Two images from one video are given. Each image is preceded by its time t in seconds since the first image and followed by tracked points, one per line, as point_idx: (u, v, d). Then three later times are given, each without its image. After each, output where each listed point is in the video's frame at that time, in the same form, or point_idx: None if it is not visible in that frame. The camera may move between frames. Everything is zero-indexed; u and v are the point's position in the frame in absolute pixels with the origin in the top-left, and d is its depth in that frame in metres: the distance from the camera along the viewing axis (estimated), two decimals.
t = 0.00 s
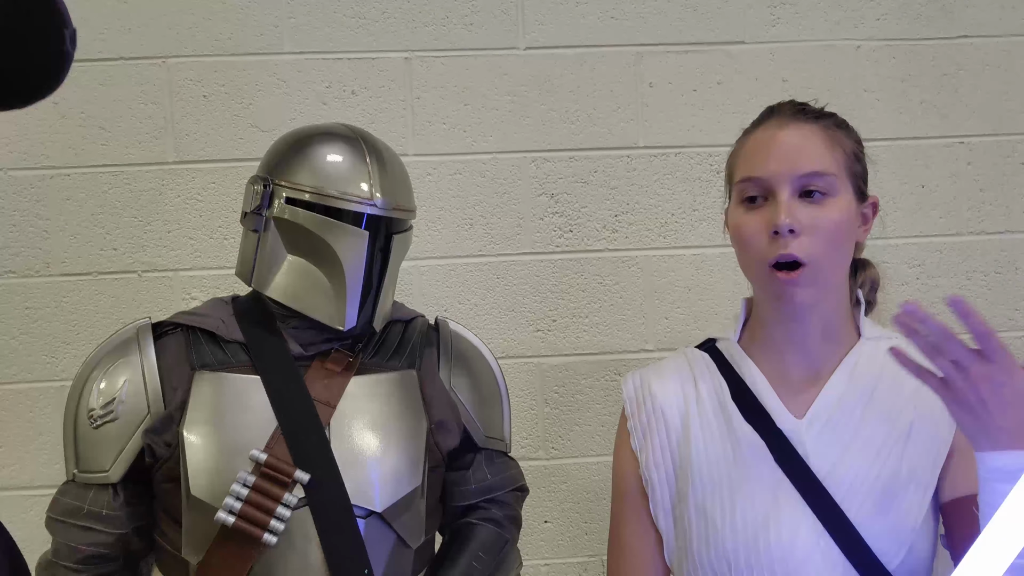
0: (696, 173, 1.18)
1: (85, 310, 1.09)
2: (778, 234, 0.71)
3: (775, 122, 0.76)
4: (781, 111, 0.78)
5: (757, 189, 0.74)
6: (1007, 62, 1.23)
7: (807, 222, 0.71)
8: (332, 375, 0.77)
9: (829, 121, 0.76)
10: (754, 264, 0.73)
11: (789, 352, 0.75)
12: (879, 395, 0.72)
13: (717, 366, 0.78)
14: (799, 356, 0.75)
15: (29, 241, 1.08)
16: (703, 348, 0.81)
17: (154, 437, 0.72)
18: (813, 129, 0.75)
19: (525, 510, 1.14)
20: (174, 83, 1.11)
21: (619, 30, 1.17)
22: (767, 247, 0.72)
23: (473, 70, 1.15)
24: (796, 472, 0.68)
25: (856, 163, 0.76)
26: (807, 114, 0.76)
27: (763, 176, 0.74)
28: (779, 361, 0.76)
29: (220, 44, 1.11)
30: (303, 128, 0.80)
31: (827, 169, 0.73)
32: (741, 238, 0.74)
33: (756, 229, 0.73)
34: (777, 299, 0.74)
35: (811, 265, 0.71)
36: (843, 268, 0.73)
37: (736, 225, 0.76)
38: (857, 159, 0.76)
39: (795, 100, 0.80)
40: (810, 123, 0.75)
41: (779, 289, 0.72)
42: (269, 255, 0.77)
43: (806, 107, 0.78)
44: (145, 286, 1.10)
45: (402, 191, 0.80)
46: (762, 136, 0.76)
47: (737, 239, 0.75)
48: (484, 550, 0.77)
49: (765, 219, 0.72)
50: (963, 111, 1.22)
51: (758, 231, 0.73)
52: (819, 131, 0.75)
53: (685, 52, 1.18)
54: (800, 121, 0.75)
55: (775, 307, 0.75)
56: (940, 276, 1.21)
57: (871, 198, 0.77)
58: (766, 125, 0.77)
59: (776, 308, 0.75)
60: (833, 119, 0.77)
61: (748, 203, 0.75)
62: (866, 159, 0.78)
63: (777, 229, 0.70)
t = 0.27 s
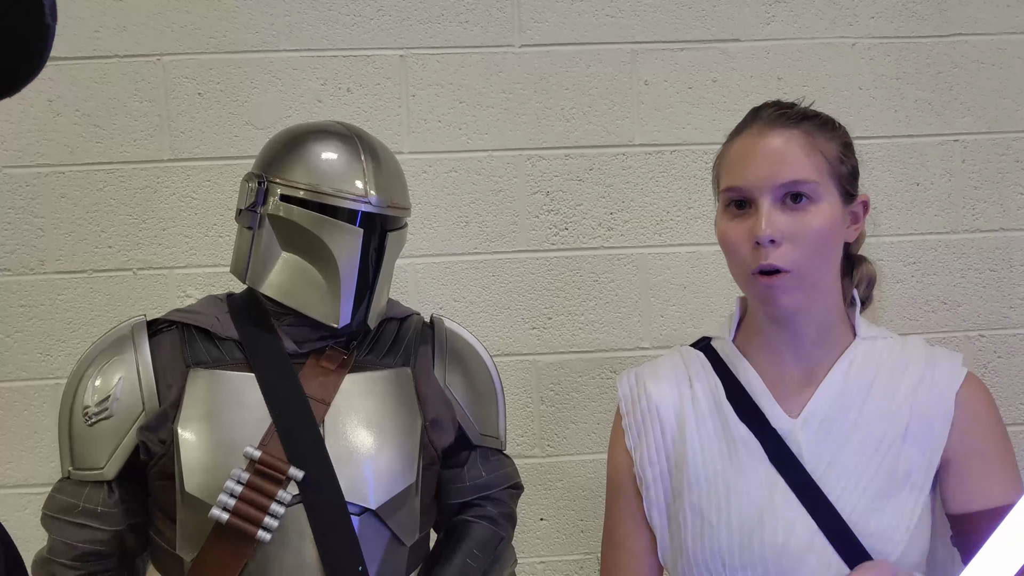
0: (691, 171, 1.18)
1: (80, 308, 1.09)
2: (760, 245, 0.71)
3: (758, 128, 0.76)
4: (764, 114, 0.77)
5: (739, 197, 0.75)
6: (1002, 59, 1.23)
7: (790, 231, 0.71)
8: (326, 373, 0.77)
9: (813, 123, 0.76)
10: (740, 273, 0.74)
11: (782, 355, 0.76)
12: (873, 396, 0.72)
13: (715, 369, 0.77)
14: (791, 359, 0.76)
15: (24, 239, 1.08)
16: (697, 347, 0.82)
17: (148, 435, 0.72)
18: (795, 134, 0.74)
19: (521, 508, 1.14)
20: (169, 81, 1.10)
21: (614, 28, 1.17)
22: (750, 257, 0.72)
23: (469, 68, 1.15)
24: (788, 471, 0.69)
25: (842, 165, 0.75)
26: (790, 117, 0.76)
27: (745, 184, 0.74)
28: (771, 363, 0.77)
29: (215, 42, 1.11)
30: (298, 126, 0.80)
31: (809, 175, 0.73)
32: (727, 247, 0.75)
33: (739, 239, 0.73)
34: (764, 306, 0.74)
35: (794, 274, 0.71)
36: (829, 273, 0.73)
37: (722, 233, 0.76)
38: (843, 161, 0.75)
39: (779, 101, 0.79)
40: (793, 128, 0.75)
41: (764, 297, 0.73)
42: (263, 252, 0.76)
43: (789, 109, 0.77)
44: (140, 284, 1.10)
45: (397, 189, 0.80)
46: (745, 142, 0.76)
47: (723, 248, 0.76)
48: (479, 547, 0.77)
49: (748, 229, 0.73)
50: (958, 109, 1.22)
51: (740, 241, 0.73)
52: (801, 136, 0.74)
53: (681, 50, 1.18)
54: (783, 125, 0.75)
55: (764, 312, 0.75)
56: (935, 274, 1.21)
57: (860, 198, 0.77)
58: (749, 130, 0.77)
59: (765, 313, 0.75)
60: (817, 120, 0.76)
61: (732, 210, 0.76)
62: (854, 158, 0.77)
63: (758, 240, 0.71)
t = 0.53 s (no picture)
0: (690, 172, 1.18)
1: (79, 309, 1.09)
2: (762, 233, 0.71)
3: (756, 125, 0.77)
4: (761, 114, 0.78)
5: (739, 191, 0.75)
6: (1002, 61, 1.23)
7: (791, 221, 0.71)
8: (325, 375, 0.77)
9: (810, 120, 0.76)
10: (741, 267, 0.74)
11: (782, 354, 0.76)
12: (873, 398, 0.72)
13: (711, 367, 0.78)
14: (790, 358, 0.76)
15: (23, 240, 1.08)
16: (697, 350, 0.82)
17: (147, 436, 0.72)
18: (793, 129, 0.75)
19: (520, 508, 1.14)
20: (169, 81, 1.10)
21: (614, 29, 1.17)
22: (752, 248, 0.72)
23: (468, 69, 1.15)
24: (785, 474, 0.69)
25: (839, 161, 0.76)
26: (786, 115, 0.77)
27: (745, 177, 0.74)
28: (771, 362, 0.77)
29: (214, 42, 1.11)
30: (298, 127, 0.80)
31: (808, 168, 0.73)
32: (728, 242, 0.75)
33: (740, 230, 0.73)
34: (766, 301, 0.74)
35: (796, 263, 0.71)
36: (830, 265, 0.73)
37: (722, 228, 0.76)
38: (841, 157, 0.76)
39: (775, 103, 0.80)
40: (791, 123, 0.76)
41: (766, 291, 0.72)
42: (263, 254, 0.76)
43: (785, 109, 0.78)
44: (139, 285, 1.10)
45: (397, 191, 0.80)
46: (743, 139, 0.76)
47: (724, 241, 0.76)
48: (477, 549, 0.77)
49: (749, 220, 0.73)
50: (957, 110, 1.22)
51: (742, 232, 0.73)
52: (800, 131, 0.75)
53: (680, 51, 1.18)
54: (780, 122, 0.76)
55: (765, 307, 0.75)
56: (934, 275, 1.21)
57: (857, 196, 0.77)
58: (746, 129, 0.77)
59: (766, 308, 0.75)
60: (812, 119, 0.77)
61: (732, 206, 0.76)
62: (851, 156, 0.78)
63: (760, 229, 0.71)
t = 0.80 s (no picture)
0: (689, 173, 1.18)
1: (76, 308, 1.08)
2: (760, 239, 0.71)
3: (753, 127, 0.76)
4: (758, 115, 0.78)
5: (738, 193, 0.75)
6: (1001, 62, 1.23)
7: (789, 225, 0.71)
8: (323, 376, 0.76)
9: (806, 121, 0.76)
10: (740, 269, 0.74)
11: (781, 356, 0.76)
12: (871, 398, 0.72)
13: (710, 367, 0.78)
14: (789, 359, 0.76)
15: (20, 239, 1.07)
16: (696, 350, 0.82)
17: (144, 437, 0.72)
18: (791, 130, 0.75)
19: (518, 509, 1.14)
20: (166, 80, 1.10)
21: (613, 29, 1.17)
22: (750, 251, 0.72)
23: (467, 69, 1.14)
24: (783, 474, 0.69)
25: (836, 161, 0.75)
26: (783, 117, 0.76)
27: (742, 181, 0.74)
28: (771, 364, 0.77)
29: (212, 42, 1.11)
30: (297, 127, 0.80)
31: (806, 170, 0.73)
32: (727, 244, 0.75)
33: (739, 234, 0.73)
34: (765, 303, 0.74)
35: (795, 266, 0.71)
36: (829, 267, 0.73)
37: (721, 231, 0.76)
38: (838, 157, 0.76)
39: (772, 103, 0.80)
40: (788, 125, 0.75)
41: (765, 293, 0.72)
42: (261, 255, 0.76)
43: (782, 109, 0.78)
44: (137, 285, 1.09)
45: (396, 192, 0.79)
46: (740, 141, 0.76)
47: (723, 245, 0.76)
48: (475, 551, 0.77)
49: (747, 224, 0.72)
50: (956, 111, 1.22)
51: (740, 236, 0.73)
52: (796, 132, 0.75)
53: (679, 51, 1.18)
54: (777, 123, 0.76)
55: (764, 310, 0.75)
56: (933, 276, 1.21)
57: (855, 195, 0.77)
58: (744, 130, 0.77)
59: (765, 311, 0.75)
60: (809, 119, 0.77)
61: (730, 210, 0.76)
62: (848, 156, 0.78)
63: (758, 234, 0.70)
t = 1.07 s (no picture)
0: (689, 175, 1.18)
1: (76, 309, 1.08)
2: (763, 241, 0.71)
3: (755, 130, 0.76)
4: (759, 119, 0.78)
5: (740, 197, 0.75)
6: (1001, 64, 1.23)
7: (792, 227, 0.71)
8: (324, 378, 0.76)
9: (808, 124, 0.76)
10: (742, 273, 0.74)
11: (783, 357, 0.76)
12: (872, 400, 0.72)
13: (712, 369, 0.78)
14: (791, 361, 0.76)
15: (20, 240, 1.07)
16: (697, 351, 0.82)
17: (144, 439, 0.72)
18: (792, 134, 0.75)
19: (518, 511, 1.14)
20: (167, 81, 1.10)
21: (613, 30, 1.17)
22: (753, 255, 0.72)
23: (468, 70, 1.14)
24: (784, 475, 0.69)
25: (838, 164, 0.75)
26: (784, 121, 0.76)
27: (745, 183, 0.74)
28: (772, 365, 0.77)
29: (213, 42, 1.10)
30: (299, 128, 0.79)
31: (808, 173, 0.73)
32: (728, 248, 0.75)
33: (741, 236, 0.73)
34: (767, 306, 0.74)
35: (799, 268, 0.71)
36: (831, 269, 0.73)
37: (723, 234, 0.76)
38: (840, 160, 0.76)
39: (772, 107, 0.80)
40: (790, 128, 0.75)
41: (768, 296, 0.73)
42: (262, 256, 0.76)
43: (783, 113, 0.78)
44: (136, 285, 1.09)
45: (398, 194, 0.79)
46: (742, 145, 0.76)
47: (725, 247, 0.76)
48: (475, 555, 0.77)
49: (750, 227, 0.73)
50: (957, 114, 1.22)
51: (743, 238, 0.73)
52: (798, 135, 0.75)
53: (680, 53, 1.18)
54: (779, 126, 0.76)
55: (766, 311, 0.75)
56: (933, 279, 1.21)
57: (856, 198, 0.77)
58: (745, 134, 0.77)
59: (767, 312, 0.75)
60: (811, 123, 0.77)
61: (733, 212, 0.76)
62: (850, 159, 0.78)
63: (761, 236, 0.71)
